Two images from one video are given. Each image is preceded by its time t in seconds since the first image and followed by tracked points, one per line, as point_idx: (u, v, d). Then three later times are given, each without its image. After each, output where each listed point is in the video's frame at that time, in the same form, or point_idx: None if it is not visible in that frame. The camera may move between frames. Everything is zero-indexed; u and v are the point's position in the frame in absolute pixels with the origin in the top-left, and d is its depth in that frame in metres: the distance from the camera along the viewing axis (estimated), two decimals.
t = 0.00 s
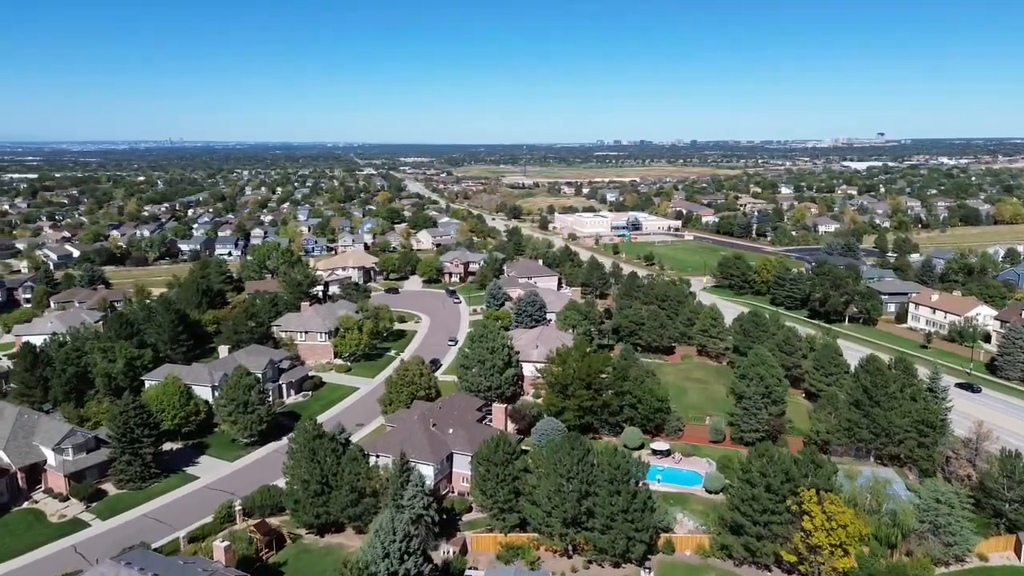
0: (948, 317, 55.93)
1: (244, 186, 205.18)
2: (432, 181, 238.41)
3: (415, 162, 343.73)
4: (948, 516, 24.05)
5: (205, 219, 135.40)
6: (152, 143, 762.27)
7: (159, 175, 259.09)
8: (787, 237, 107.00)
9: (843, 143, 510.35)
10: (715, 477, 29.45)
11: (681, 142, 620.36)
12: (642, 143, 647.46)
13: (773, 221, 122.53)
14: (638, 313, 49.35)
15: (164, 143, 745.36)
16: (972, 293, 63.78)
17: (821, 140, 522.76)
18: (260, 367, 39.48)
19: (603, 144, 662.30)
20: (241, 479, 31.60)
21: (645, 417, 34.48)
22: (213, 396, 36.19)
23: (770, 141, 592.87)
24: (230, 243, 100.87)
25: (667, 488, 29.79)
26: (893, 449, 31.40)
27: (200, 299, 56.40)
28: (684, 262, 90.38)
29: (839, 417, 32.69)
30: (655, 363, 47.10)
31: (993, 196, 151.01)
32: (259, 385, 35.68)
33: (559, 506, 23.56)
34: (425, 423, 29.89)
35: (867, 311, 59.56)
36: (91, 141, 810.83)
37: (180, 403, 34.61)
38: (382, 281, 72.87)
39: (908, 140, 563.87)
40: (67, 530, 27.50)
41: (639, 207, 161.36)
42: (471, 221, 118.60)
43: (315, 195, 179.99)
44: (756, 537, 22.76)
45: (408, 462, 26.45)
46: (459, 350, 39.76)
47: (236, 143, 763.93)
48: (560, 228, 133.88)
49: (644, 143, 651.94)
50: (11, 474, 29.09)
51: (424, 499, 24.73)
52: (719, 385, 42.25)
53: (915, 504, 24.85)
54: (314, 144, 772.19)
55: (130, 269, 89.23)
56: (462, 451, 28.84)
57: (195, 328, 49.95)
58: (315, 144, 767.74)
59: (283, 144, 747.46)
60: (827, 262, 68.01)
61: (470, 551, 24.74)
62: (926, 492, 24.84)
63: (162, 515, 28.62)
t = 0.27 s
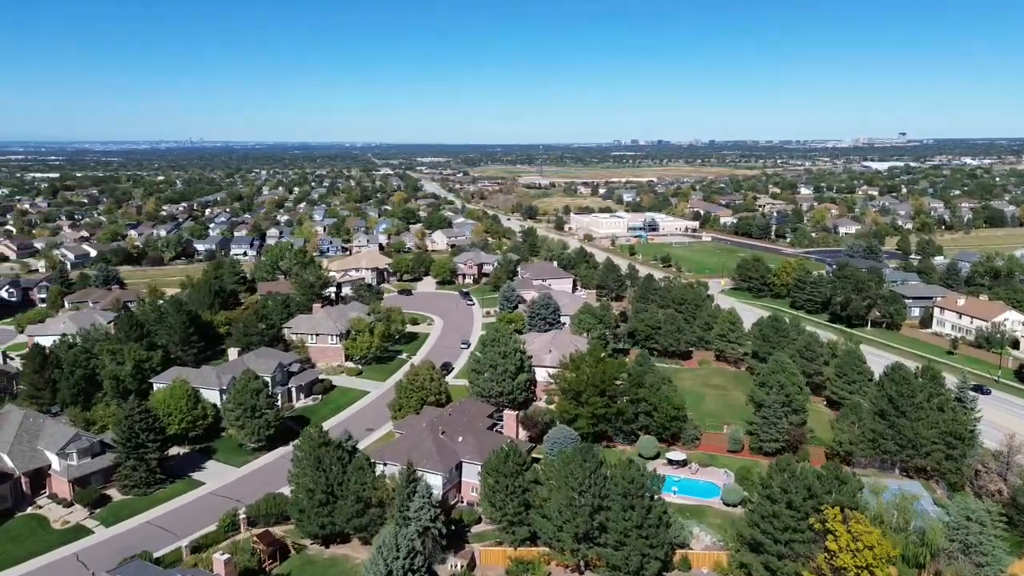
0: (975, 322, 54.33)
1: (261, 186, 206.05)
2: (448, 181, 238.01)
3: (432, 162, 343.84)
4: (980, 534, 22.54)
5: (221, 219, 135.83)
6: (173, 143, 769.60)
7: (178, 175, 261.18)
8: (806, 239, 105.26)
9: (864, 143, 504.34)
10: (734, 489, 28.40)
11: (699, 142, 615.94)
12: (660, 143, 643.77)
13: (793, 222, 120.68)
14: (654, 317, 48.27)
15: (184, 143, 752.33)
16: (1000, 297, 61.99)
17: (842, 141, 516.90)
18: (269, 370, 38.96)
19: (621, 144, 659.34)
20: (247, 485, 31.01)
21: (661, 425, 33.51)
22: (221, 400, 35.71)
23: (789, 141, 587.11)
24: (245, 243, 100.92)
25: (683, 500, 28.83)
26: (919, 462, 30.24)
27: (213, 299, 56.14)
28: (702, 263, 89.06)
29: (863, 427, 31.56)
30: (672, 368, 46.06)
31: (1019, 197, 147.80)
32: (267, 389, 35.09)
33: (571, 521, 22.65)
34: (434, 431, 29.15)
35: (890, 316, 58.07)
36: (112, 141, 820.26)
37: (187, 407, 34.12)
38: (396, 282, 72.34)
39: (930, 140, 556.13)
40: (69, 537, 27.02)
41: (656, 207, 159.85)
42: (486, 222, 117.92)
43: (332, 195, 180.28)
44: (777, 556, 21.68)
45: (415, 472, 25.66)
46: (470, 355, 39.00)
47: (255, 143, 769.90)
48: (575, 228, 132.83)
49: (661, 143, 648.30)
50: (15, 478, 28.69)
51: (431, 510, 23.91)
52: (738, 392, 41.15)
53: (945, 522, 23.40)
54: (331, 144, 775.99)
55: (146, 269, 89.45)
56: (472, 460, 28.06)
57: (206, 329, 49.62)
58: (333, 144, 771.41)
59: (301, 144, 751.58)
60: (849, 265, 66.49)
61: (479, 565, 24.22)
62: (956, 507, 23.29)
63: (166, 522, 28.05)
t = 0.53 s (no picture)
0: (1004, 328, 52.61)
1: (279, 186, 206.98)
2: (465, 181, 237.61)
3: (449, 162, 343.88)
4: (1017, 557, 21.01)
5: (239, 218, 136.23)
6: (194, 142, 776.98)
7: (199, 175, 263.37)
8: (828, 241, 103.39)
9: (887, 143, 497.69)
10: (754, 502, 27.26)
11: (718, 142, 610.98)
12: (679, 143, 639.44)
13: (814, 223, 118.74)
14: (672, 321, 47.14)
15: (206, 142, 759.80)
16: None
17: (863, 141, 510.75)
18: (279, 373, 38.44)
19: (639, 144, 655.88)
20: (254, 492, 30.43)
21: (678, 434, 32.49)
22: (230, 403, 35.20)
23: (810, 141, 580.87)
24: (262, 243, 100.97)
25: (700, 513, 27.80)
26: (949, 476, 28.99)
27: (226, 300, 55.84)
28: (721, 265, 87.66)
29: (889, 438, 30.33)
30: (690, 374, 44.95)
31: None
32: (276, 394, 34.51)
33: (583, 537, 21.75)
34: (444, 439, 28.37)
35: (915, 320, 56.49)
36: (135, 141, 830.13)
37: (195, 412, 33.63)
38: (410, 283, 71.76)
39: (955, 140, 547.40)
40: (73, 544, 26.55)
41: (674, 208, 158.19)
42: (502, 223, 117.19)
43: (349, 195, 180.53)
44: None
45: (423, 483, 24.87)
46: (483, 359, 38.18)
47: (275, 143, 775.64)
48: (593, 229, 131.74)
49: (680, 143, 644.00)
50: (20, 483, 28.27)
51: (438, 524, 23.16)
52: (758, 400, 40.02)
53: (979, 543, 22.11)
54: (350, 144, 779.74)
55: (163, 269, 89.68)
56: (482, 470, 27.25)
57: (218, 330, 49.33)
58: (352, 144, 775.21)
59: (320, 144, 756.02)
60: (872, 268, 64.87)
61: None
62: (990, 528, 22.12)
63: (171, 530, 27.52)
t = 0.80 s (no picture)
0: None
1: (297, 186, 207.70)
2: (483, 181, 237.15)
3: (467, 162, 343.75)
4: None
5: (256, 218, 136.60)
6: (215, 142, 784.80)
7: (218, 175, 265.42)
8: (850, 243, 101.47)
9: (909, 143, 490.89)
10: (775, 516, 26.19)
11: (738, 142, 605.47)
12: (698, 143, 634.73)
13: (836, 224, 116.68)
14: (690, 325, 45.99)
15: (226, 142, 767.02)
16: None
17: (885, 141, 504.02)
18: (289, 377, 37.88)
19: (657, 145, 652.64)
20: (261, 499, 29.86)
21: (696, 444, 31.45)
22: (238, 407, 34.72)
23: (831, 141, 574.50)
24: (278, 243, 100.98)
25: (718, 527, 26.78)
26: (980, 491, 27.70)
27: (239, 301, 55.53)
28: (740, 267, 86.18)
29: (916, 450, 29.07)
30: (709, 379, 43.86)
31: None
32: (285, 398, 33.98)
33: (595, 554, 20.87)
34: (453, 447, 27.59)
35: (941, 326, 54.90)
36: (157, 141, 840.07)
37: (203, 416, 33.17)
38: (424, 285, 71.13)
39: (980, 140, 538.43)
40: (76, 551, 26.06)
41: (693, 208, 156.45)
42: (518, 223, 116.41)
43: (366, 195, 180.65)
44: None
45: (430, 494, 24.09)
46: (495, 364, 37.37)
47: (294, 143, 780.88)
48: (610, 230, 130.50)
49: (699, 143, 639.58)
50: (25, 488, 27.89)
51: (446, 537, 22.37)
52: (779, 408, 38.86)
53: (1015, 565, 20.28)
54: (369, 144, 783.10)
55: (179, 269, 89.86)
56: (492, 480, 26.46)
57: (230, 332, 49.00)
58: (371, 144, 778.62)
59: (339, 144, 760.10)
60: (897, 271, 63.29)
61: None
62: None
63: (175, 538, 26.98)
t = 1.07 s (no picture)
0: None
1: (315, 186, 208.34)
2: (500, 181, 236.64)
3: (484, 162, 343.42)
4: None
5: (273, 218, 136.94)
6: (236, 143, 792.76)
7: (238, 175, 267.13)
8: (873, 245, 99.51)
9: (933, 143, 483.93)
10: (797, 532, 25.10)
11: (758, 142, 600.20)
12: (718, 143, 629.78)
13: (858, 226, 114.63)
14: (708, 330, 44.91)
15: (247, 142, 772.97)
16: None
17: (908, 141, 497.15)
18: (298, 381, 37.31)
19: (677, 145, 648.53)
20: (267, 507, 29.25)
21: (714, 454, 30.43)
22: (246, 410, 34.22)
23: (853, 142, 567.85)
24: (294, 244, 100.92)
25: (738, 542, 25.76)
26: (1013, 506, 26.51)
27: (252, 302, 55.18)
28: (760, 270, 84.70)
29: (945, 463, 27.89)
30: (728, 386, 42.80)
31: None
32: (294, 403, 33.39)
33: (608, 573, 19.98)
34: (463, 457, 26.82)
35: (969, 331, 53.27)
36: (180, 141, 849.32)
37: (211, 420, 32.66)
38: (439, 286, 70.48)
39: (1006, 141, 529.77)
40: (78, 558, 25.58)
41: (712, 209, 154.68)
42: (535, 224, 115.55)
43: (383, 195, 180.68)
44: None
45: (438, 506, 23.34)
46: (508, 369, 36.55)
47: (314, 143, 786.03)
48: (627, 231, 129.23)
49: (718, 143, 634.85)
50: (29, 493, 27.47)
51: (453, 553, 21.58)
52: (801, 417, 37.71)
53: None
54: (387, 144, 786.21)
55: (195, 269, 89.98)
56: (503, 491, 25.64)
57: (242, 333, 48.71)
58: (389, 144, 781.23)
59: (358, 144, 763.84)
60: (922, 275, 61.62)
61: None
62: None
63: (179, 546, 26.44)
